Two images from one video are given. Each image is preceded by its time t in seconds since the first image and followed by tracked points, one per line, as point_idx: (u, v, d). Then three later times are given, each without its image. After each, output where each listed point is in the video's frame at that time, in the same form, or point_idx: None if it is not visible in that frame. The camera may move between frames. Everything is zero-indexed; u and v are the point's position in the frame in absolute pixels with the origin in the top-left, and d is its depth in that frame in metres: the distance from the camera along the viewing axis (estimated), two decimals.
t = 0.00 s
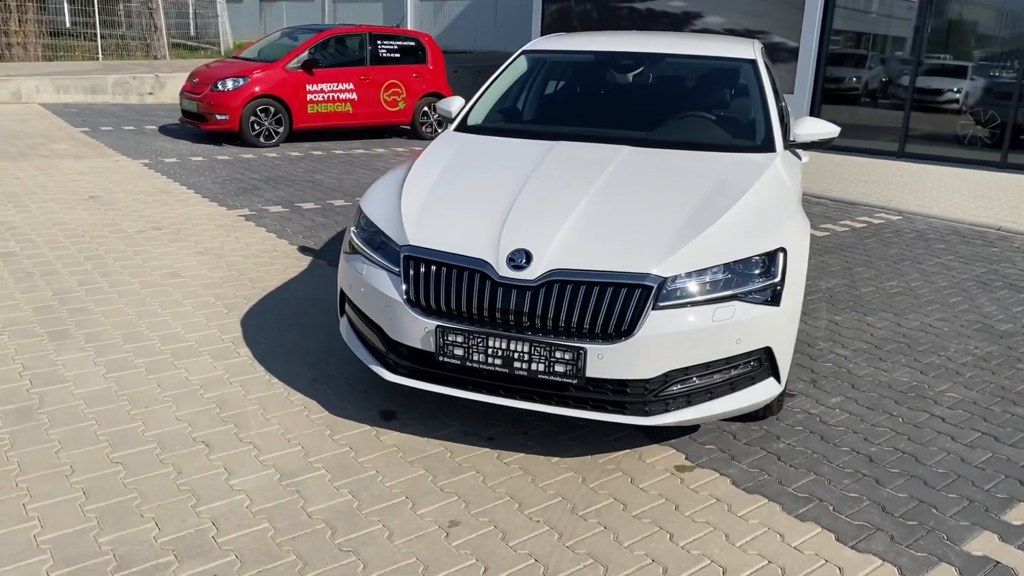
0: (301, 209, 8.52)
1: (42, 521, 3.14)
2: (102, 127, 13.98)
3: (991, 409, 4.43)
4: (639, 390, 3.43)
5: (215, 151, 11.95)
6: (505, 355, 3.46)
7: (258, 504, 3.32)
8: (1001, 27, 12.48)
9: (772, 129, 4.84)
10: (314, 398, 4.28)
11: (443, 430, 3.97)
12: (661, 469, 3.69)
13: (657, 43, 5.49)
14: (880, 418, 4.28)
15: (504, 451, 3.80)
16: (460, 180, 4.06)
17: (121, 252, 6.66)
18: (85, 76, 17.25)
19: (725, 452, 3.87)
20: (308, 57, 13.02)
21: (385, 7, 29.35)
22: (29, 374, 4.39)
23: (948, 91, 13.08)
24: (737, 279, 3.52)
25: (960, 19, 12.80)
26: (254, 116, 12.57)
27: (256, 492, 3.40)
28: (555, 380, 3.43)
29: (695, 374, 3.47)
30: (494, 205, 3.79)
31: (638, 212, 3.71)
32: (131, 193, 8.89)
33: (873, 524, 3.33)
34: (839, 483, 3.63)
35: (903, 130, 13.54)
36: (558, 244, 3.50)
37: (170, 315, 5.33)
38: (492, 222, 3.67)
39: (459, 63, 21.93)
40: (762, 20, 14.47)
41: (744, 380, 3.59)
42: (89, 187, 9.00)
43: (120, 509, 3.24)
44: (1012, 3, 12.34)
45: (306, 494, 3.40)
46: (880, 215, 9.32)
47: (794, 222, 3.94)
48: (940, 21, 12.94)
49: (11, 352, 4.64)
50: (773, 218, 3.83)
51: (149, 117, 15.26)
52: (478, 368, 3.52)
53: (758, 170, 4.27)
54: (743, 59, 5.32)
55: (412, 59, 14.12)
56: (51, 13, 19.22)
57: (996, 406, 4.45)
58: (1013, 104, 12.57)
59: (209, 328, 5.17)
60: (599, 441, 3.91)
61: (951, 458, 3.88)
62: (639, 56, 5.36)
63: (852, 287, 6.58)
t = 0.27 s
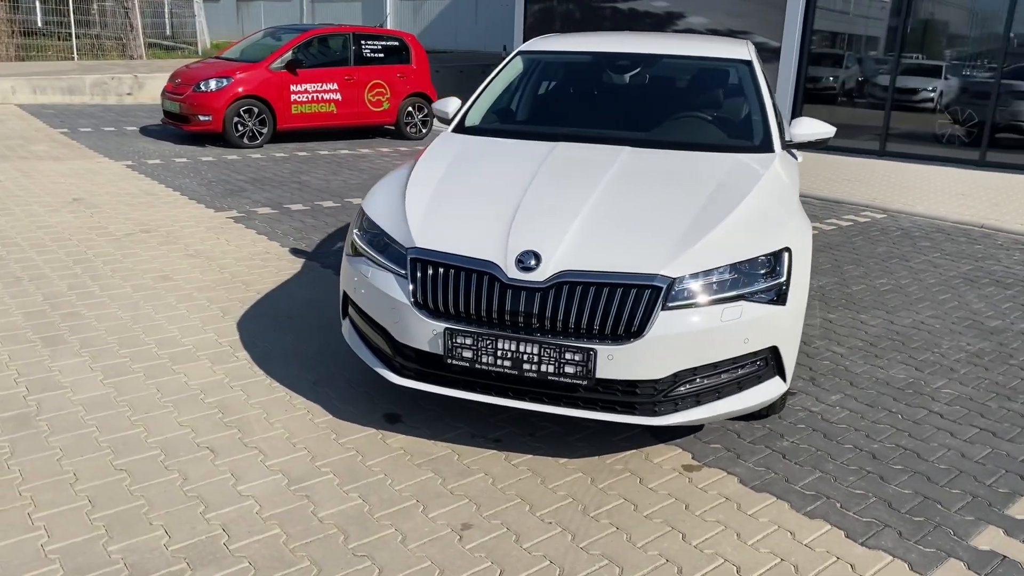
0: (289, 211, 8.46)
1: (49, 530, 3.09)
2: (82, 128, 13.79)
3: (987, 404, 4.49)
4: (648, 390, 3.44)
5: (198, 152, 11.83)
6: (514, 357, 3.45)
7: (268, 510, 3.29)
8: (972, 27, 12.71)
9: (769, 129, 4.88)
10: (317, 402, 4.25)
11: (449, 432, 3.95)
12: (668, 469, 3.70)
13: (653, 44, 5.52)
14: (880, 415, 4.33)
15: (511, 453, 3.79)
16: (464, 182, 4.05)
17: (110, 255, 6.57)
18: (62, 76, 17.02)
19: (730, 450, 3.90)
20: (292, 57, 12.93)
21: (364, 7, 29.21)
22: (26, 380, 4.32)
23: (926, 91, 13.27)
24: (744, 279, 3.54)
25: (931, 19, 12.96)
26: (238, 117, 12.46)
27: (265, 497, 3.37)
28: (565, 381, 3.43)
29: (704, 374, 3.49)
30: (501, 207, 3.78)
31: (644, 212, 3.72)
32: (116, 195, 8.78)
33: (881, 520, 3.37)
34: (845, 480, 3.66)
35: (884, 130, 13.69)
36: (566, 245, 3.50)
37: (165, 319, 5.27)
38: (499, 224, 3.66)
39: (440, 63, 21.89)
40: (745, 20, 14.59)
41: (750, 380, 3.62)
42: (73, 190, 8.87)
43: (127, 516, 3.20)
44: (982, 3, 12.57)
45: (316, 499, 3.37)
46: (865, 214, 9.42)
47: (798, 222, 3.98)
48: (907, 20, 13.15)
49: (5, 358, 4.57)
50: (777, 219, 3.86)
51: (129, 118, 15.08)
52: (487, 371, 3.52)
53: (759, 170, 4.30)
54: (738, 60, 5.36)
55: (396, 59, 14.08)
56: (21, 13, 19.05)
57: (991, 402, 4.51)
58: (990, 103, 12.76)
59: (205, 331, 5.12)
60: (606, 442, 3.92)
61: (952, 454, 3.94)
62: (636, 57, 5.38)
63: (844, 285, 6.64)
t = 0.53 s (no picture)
0: (276, 211, 8.38)
1: (57, 537, 3.04)
2: (58, 128, 13.58)
3: (982, 398, 4.57)
4: (658, 389, 3.46)
5: (180, 152, 11.69)
6: (524, 357, 3.45)
7: (278, 513, 3.26)
8: (941, 27, 12.93)
9: (766, 129, 4.92)
10: (319, 404, 4.22)
11: (455, 433, 3.94)
12: (675, 466, 3.72)
13: (648, 44, 5.54)
14: (878, 410, 4.39)
15: (518, 452, 3.79)
16: (468, 182, 4.05)
17: (98, 257, 6.47)
18: (36, 76, 16.73)
19: (735, 447, 3.93)
20: (274, 56, 12.83)
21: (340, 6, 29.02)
22: (21, 386, 4.24)
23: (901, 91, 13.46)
24: (750, 277, 3.57)
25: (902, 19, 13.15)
26: (219, 117, 12.33)
27: (274, 501, 3.34)
28: (575, 381, 3.44)
29: (711, 372, 3.51)
30: (506, 208, 3.78)
31: (650, 212, 3.74)
32: (98, 196, 8.65)
33: (887, 514, 3.41)
34: (849, 475, 3.71)
35: (863, 129, 13.86)
36: (575, 245, 3.51)
37: (159, 322, 5.21)
38: (506, 224, 3.67)
39: (420, 62, 21.81)
40: (725, 20, 14.69)
41: (756, 377, 3.65)
42: (54, 191, 8.74)
43: (136, 522, 3.16)
44: (952, 4, 12.80)
45: (326, 502, 3.35)
46: (849, 212, 9.52)
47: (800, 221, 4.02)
48: (872, 20, 13.40)
49: None
50: (780, 218, 3.89)
51: (106, 118, 14.86)
52: (496, 371, 3.51)
53: (758, 170, 4.34)
54: (733, 60, 5.40)
55: (379, 58, 14.02)
56: None
57: (986, 396, 4.59)
58: (966, 102, 12.93)
59: (201, 334, 5.06)
60: (612, 440, 3.94)
61: (952, 448, 4.00)
62: (632, 57, 5.40)
63: (834, 282, 6.71)
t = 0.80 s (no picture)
0: (263, 213, 8.31)
1: (71, 546, 3.00)
2: (32, 129, 13.34)
3: (976, 392, 4.66)
4: (668, 387, 3.49)
5: (160, 153, 11.55)
6: (536, 357, 3.47)
7: (293, 517, 3.25)
8: (908, 27, 13.18)
9: (763, 130, 4.98)
10: (324, 406, 4.20)
11: (463, 434, 3.95)
12: (684, 464, 3.76)
13: (643, 44, 5.58)
14: (877, 405, 4.46)
15: (528, 452, 3.81)
16: (474, 185, 4.05)
17: (86, 261, 6.38)
18: (7, 75, 16.42)
19: (741, 444, 3.97)
20: (255, 56, 12.71)
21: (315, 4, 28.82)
22: (19, 392, 4.18)
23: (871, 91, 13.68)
24: (757, 276, 3.62)
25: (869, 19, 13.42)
26: (200, 118, 12.19)
27: (288, 505, 3.33)
28: (587, 381, 3.46)
29: (721, 370, 3.55)
30: (514, 209, 3.80)
31: (657, 212, 3.78)
32: (80, 198, 8.51)
33: (894, 508, 3.47)
34: (854, 470, 3.77)
35: (840, 128, 14.06)
36: (585, 246, 3.53)
37: (155, 325, 5.15)
38: (516, 225, 3.68)
39: (398, 62, 21.74)
40: (705, 20, 14.81)
41: (763, 375, 3.69)
42: (34, 194, 8.58)
43: (150, 528, 3.13)
44: (919, 4, 13.06)
45: (341, 505, 3.34)
46: (832, 210, 9.64)
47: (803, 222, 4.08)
48: (839, 20, 13.69)
49: None
50: (783, 218, 3.95)
51: (81, 119, 14.63)
52: (508, 372, 3.52)
53: (759, 170, 4.39)
54: (727, 60, 5.46)
55: (360, 58, 13.95)
56: None
57: (979, 390, 4.69)
58: (940, 101, 13.15)
59: (198, 337, 5.02)
60: (620, 439, 3.96)
61: (951, 441, 4.08)
62: (628, 58, 5.44)
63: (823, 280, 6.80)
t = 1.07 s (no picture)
0: (245, 215, 8.23)
1: (78, 555, 2.96)
2: None
3: (961, 386, 4.78)
4: (672, 386, 3.53)
5: (134, 155, 11.38)
6: (541, 358, 3.49)
7: (302, 522, 3.23)
8: (870, 28, 13.46)
9: (754, 131, 5.06)
10: (324, 410, 4.18)
11: (466, 436, 3.96)
12: (685, 461, 3.81)
13: (632, 46, 5.64)
14: (868, 400, 4.55)
15: (532, 453, 3.83)
16: (473, 187, 4.06)
17: (67, 266, 6.27)
18: None
19: (739, 441, 4.03)
20: (229, 56, 12.57)
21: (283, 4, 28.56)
22: (11, 400, 4.10)
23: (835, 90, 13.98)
24: (757, 275, 3.68)
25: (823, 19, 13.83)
26: (174, 119, 12.03)
27: (296, 510, 3.31)
28: (592, 380, 3.49)
29: (723, 368, 3.60)
30: (515, 211, 3.82)
31: (658, 214, 3.82)
32: (56, 202, 8.36)
33: (893, 501, 3.55)
34: (851, 464, 3.84)
35: (812, 128, 14.28)
36: (589, 247, 3.56)
37: (144, 330, 5.09)
38: (519, 227, 3.70)
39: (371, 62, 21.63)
40: (678, 21, 14.94)
41: (763, 372, 3.75)
42: (8, 197, 8.41)
43: (158, 536, 3.10)
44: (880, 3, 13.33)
45: (349, 509, 3.34)
46: (809, 209, 9.79)
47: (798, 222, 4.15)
48: (803, 20, 13.99)
49: None
50: (780, 218, 4.02)
51: (49, 120, 14.36)
52: (513, 373, 3.54)
53: (752, 171, 4.46)
54: (715, 62, 5.54)
55: (335, 58, 13.87)
56: None
57: (964, 384, 4.80)
58: (908, 101, 13.39)
59: (189, 342, 4.96)
60: (621, 438, 4.00)
61: (942, 434, 4.17)
62: (618, 60, 5.48)
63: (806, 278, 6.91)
